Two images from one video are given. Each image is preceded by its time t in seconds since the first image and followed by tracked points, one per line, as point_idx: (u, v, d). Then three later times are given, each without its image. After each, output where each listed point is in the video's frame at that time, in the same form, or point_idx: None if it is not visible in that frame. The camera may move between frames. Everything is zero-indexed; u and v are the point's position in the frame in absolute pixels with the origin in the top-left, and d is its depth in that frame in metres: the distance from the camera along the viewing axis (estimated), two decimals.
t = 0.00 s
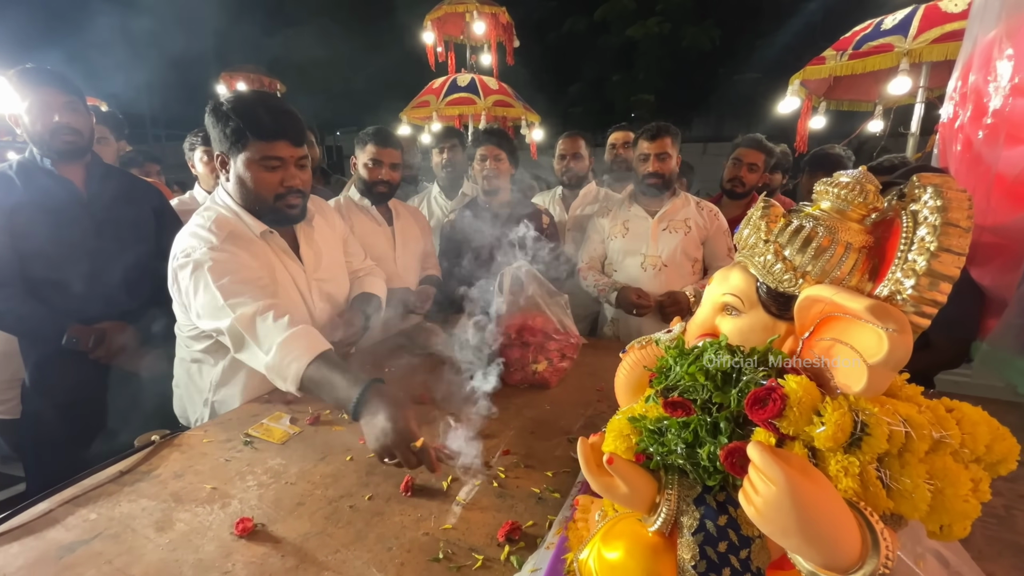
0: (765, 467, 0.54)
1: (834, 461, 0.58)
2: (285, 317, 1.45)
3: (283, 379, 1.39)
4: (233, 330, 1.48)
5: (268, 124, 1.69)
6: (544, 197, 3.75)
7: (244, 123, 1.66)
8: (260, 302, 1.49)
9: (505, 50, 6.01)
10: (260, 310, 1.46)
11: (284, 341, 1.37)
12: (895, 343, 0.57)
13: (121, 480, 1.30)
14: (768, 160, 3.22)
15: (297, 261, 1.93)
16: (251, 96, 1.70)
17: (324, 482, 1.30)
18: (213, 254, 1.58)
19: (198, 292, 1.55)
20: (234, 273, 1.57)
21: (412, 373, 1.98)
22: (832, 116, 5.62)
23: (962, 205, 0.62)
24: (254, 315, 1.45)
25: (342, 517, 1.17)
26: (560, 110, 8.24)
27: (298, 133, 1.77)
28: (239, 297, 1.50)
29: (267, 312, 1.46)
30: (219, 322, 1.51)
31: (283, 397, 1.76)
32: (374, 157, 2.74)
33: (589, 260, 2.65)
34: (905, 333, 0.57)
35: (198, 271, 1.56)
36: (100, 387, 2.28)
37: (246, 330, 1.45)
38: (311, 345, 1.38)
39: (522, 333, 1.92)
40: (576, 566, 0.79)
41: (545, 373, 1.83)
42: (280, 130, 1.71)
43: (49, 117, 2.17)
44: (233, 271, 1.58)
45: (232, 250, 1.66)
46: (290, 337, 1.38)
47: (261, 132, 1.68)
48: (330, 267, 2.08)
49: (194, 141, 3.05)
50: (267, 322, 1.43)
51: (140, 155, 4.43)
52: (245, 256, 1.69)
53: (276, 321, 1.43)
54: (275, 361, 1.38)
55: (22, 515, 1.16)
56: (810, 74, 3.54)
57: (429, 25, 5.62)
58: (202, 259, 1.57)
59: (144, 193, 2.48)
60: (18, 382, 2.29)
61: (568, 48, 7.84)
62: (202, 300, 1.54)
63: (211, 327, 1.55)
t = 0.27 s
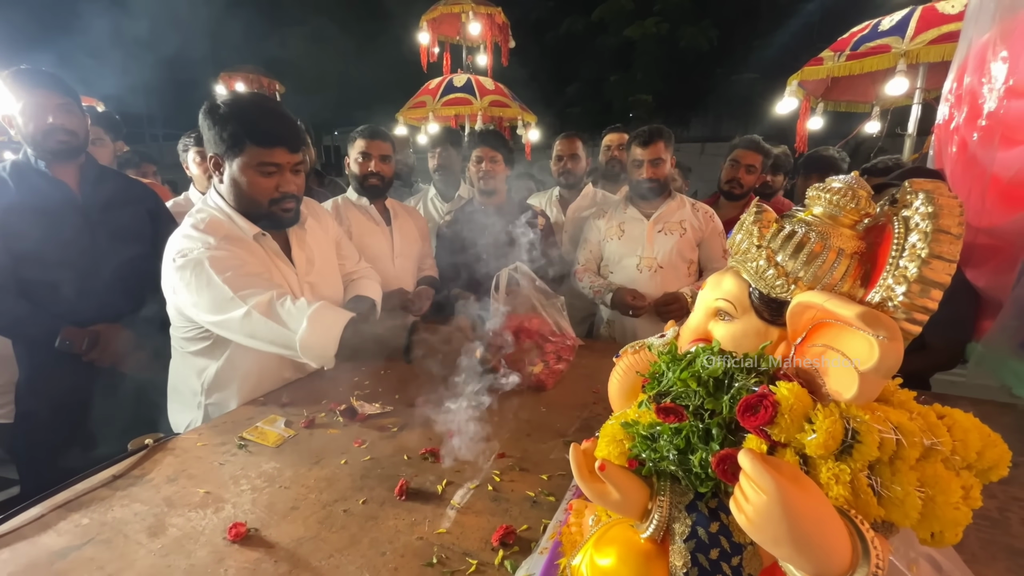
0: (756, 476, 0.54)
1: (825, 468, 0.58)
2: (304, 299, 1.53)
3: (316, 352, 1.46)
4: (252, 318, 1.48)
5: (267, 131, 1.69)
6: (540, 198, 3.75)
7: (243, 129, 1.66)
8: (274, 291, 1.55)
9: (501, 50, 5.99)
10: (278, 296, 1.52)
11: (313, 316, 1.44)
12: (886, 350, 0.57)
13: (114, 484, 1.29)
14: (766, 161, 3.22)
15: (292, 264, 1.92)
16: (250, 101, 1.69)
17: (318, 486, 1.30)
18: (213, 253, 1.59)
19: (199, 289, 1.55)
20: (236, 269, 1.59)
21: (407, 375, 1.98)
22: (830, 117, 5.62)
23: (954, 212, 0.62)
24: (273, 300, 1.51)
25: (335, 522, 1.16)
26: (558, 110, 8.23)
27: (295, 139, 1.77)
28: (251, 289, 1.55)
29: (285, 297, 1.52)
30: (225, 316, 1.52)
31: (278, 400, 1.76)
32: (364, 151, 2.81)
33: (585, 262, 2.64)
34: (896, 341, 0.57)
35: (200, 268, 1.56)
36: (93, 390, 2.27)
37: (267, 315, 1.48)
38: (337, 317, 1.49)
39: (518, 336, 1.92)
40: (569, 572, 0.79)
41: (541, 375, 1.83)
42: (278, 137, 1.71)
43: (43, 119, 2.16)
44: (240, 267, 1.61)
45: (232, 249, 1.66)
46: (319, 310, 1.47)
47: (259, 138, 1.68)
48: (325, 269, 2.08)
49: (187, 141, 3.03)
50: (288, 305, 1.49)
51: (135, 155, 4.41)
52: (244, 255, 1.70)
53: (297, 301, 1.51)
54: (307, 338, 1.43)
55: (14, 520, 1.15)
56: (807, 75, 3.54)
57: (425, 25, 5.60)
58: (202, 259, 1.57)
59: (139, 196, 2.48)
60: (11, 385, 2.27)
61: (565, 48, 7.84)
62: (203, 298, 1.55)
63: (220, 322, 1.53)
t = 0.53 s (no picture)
0: (753, 481, 0.52)
1: (824, 473, 0.57)
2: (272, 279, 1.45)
3: (280, 332, 1.37)
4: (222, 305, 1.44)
5: (295, 146, 1.69)
6: (537, 198, 3.73)
7: (269, 140, 1.63)
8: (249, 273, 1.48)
9: (498, 49, 5.97)
10: (249, 279, 1.45)
11: (272, 291, 1.38)
12: (887, 352, 0.55)
13: (101, 488, 1.27)
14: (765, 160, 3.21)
15: (286, 263, 1.89)
16: (274, 110, 1.66)
17: (309, 489, 1.28)
18: (205, 243, 1.57)
19: (187, 283, 1.53)
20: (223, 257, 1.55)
21: (402, 376, 1.96)
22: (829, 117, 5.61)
23: (955, 209, 0.60)
24: (242, 283, 1.44)
25: (327, 526, 1.14)
26: (555, 110, 8.23)
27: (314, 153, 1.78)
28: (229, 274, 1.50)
29: (255, 278, 1.45)
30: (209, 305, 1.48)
31: (271, 401, 1.73)
32: (360, 148, 2.77)
33: (581, 261, 2.63)
34: (897, 342, 0.55)
35: (190, 260, 1.53)
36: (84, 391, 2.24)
37: (235, 298, 1.43)
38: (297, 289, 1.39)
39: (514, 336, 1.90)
40: None
41: (537, 375, 1.81)
42: (302, 151, 1.71)
43: (35, 117, 2.13)
44: (226, 254, 1.57)
45: (223, 238, 1.63)
46: (278, 286, 1.39)
47: (287, 152, 1.67)
48: (318, 269, 2.06)
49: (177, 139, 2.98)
50: (254, 285, 1.43)
51: (129, 155, 4.37)
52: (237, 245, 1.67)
53: (265, 281, 1.44)
54: (268, 316, 1.37)
55: None
56: (806, 74, 3.53)
57: (421, 24, 5.57)
58: (192, 252, 1.54)
59: (130, 195, 2.47)
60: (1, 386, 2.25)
61: (562, 48, 7.83)
62: (192, 290, 1.52)
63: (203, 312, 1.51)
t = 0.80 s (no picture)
0: (755, 486, 0.51)
1: (829, 477, 0.55)
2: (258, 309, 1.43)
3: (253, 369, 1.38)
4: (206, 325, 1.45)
5: (301, 146, 1.69)
6: (535, 197, 3.71)
7: (277, 140, 1.64)
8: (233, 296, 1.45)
9: (496, 47, 5.94)
10: (234, 303, 1.43)
11: (254, 332, 1.35)
12: (894, 352, 0.54)
13: (92, 490, 1.25)
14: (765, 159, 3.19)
15: (281, 263, 1.88)
16: (282, 112, 1.67)
17: (303, 491, 1.26)
18: (194, 250, 1.53)
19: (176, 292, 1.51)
20: (211, 269, 1.52)
21: (399, 376, 1.93)
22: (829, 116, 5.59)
23: (964, 204, 0.58)
24: (228, 307, 1.42)
25: (321, 529, 1.12)
26: (553, 110, 8.21)
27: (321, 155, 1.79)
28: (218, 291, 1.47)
29: (241, 304, 1.43)
30: (198, 318, 1.47)
31: (265, 402, 1.71)
32: (355, 146, 2.73)
33: (579, 261, 2.61)
34: (905, 342, 0.53)
35: (179, 268, 1.51)
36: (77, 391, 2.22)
37: (219, 323, 1.42)
38: (280, 335, 1.36)
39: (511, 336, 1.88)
40: None
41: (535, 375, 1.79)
42: (309, 152, 1.72)
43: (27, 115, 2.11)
44: (216, 266, 1.54)
45: (214, 246, 1.61)
46: (259, 328, 1.36)
47: (294, 152, 1.68)
48: (313, 268, 2.04)
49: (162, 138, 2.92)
50: (239, 314, 1.41)
51: (125, 153, 4.34)
52: (227, 252, 1.65)
53: (248, 312, 1.41)
54: (245, 353, 1.37)
55: None
56: (806, 73, 3.51)
57: (419, 23, 5.53)
58: (183, 258, 1.51)
59: (123, 194, 2.45)
60: None
61: (560, 47, 7.81)
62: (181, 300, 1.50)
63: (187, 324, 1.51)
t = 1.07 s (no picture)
0: (766, 495, 0.49)
1: (841, 485, 0.54)
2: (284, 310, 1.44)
3: (286, 369, 1.38)
4: (227, 328, 1.42)
5: (245, 114, 1.62)
6: (534, 196, 3.69)
7: (220, 112, 1.60)
8: (258, 297, 1.46)
9: (496, 46, 5.91)
10: (257, 305, 1.43)
11: (290, 332, 1.37)
12: (908, 357, 0.52)
13: (84, 495, 1.23)
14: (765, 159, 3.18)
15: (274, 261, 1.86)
16: (231, 86, 1.63)
17: (300, 494, 1.24)
18: (189, 252, 1.51)
19: (176, 290, 1.48)
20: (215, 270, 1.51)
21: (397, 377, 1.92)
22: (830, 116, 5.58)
23: (979, 203, 0.57)
24: (252, 310, 1.42)
25: (317, 534, 1.10)
26: (552, 109, 8.18)
27: (278, 128, 1.70)
28: (231, 294, 1.46)
29: (265, 306, 1.43)
30: (214, 321, 1.43)
31: (262, 403, 1.69)
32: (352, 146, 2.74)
33: (577, 260, 2.60)
34: (919, 346, 0.51)
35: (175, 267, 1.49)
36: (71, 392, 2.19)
37: (242, 325, 1.41)
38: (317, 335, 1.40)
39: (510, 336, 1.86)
40: None
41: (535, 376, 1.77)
42: (256, 122, 1.64)
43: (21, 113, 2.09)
44: (217, 267, 1.53)
45: (214, 248, 1.60)
46: (296, 328, 1.38)
47: (237, 121, 1.61)
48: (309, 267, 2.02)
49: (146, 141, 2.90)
50: (266, 316, 1.41)
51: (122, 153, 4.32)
52: (225, 252, 1.64)
53: (277, 313, 1.42)
54: (281, 355, 1.37)
55: None
56: (808, 73, 3.50)
57: (418, 21, 5.48)
58: (181, 258, 1.49)
59: (117, 194, 2.43)
60: None
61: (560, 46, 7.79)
62: (181, 299, 1.47)
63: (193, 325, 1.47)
